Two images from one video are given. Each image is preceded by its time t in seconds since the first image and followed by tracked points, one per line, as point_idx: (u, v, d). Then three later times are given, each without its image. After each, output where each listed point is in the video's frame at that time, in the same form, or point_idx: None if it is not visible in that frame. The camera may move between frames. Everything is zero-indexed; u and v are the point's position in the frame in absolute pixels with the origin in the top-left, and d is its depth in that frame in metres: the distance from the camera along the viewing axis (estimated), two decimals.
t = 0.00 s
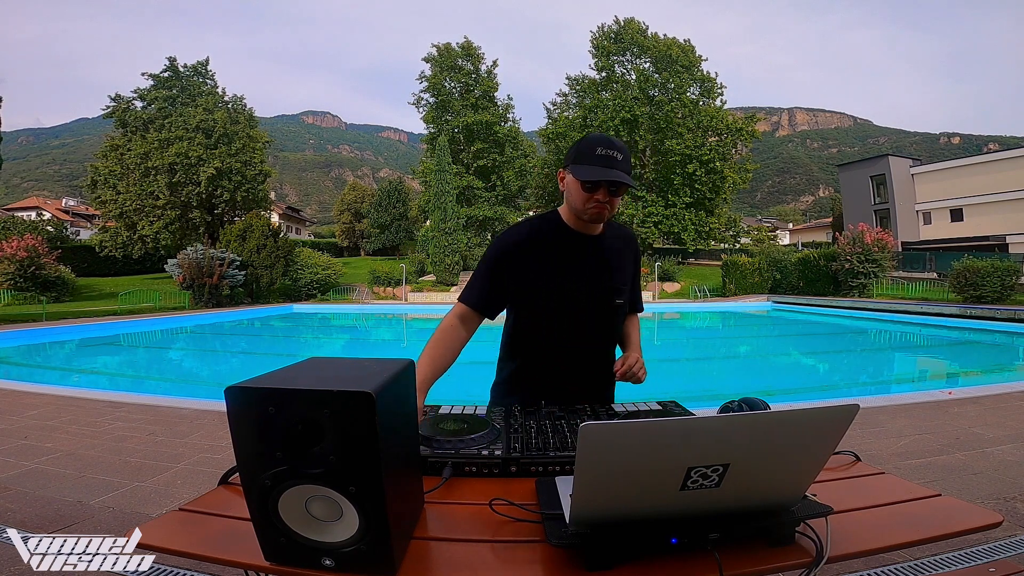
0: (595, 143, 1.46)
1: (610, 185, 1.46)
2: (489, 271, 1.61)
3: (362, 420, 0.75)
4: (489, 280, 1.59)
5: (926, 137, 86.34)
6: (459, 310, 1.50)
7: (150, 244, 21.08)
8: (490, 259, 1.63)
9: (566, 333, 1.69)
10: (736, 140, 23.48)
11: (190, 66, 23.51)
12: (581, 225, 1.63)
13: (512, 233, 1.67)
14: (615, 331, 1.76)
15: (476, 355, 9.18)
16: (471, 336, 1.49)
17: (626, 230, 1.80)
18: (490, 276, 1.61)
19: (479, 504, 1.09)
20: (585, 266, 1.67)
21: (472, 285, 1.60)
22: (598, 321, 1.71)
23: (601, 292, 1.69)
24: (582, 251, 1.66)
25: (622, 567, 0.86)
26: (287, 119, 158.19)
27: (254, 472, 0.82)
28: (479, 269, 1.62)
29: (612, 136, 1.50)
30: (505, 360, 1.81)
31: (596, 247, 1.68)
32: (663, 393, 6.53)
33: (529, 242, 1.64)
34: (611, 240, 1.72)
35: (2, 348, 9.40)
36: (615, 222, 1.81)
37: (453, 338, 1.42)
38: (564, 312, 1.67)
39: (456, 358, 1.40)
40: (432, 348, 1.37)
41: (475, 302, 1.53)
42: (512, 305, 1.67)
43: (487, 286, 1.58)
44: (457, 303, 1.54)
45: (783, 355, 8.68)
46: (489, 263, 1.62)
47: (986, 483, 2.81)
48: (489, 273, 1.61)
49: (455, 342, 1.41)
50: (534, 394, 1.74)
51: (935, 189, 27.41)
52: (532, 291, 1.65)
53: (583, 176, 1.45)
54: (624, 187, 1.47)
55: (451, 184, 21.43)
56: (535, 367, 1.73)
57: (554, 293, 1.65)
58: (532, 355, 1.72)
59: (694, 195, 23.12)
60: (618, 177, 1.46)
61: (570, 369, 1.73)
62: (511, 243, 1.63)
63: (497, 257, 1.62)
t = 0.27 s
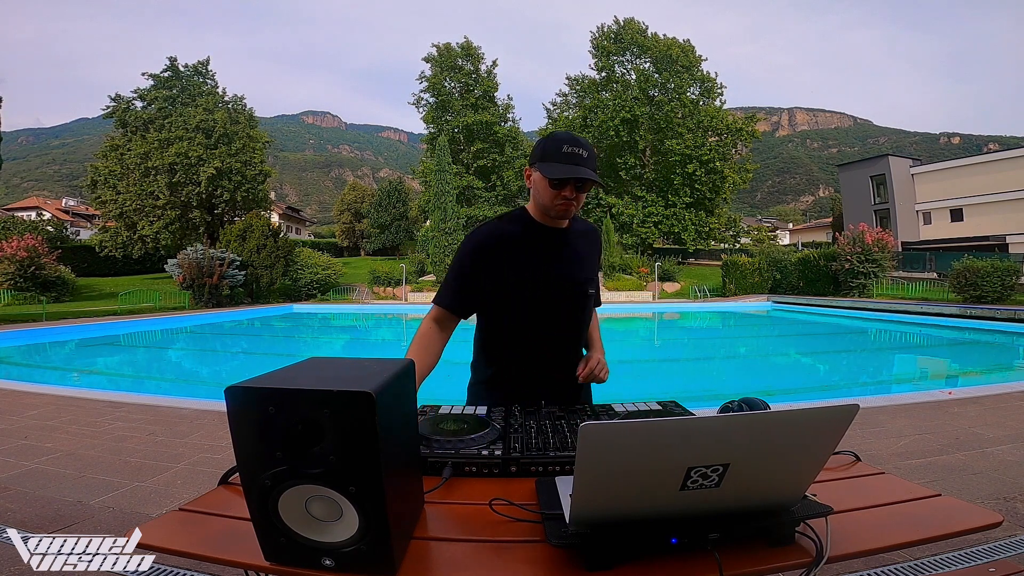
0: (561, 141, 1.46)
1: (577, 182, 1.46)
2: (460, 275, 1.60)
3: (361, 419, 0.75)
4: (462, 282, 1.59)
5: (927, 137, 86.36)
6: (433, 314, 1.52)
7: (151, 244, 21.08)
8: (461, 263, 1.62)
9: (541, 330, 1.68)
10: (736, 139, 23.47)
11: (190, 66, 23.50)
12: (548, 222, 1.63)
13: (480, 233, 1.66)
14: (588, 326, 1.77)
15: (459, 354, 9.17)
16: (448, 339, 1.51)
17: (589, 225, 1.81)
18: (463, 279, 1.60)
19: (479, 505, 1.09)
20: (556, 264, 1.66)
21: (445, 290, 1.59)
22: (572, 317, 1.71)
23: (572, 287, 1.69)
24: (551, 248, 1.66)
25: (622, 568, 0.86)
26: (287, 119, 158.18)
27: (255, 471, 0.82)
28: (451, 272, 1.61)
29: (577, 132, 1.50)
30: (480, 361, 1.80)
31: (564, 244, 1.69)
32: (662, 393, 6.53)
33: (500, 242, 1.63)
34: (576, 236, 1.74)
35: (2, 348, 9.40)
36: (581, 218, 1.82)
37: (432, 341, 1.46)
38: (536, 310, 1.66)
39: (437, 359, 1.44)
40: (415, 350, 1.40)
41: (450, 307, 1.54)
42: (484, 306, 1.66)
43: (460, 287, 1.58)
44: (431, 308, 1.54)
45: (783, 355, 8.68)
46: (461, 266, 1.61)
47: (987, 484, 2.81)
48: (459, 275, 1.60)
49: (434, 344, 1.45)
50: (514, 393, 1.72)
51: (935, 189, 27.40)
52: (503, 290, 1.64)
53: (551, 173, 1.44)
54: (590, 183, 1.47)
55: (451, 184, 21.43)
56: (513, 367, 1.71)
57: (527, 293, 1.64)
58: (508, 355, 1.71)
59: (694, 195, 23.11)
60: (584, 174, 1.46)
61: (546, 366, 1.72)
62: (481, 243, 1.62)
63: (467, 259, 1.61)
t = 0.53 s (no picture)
0: (549, 150, 1.46)
1: (566, 192, 1.46)
2: (455, 285, 1.60)
3: (360, 419, 0.75)
4: (457, 291, 1.59)
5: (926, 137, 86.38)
6: (428, 326, 1.53)
7: (150, 244, 21.08)
8: (456, 272, 1.62)
9: (538, 336, 1.68)
10: (736, 139, 23.48)
11: (190, 66, 23.50)
12: (539, 230, 1.62)
13: (473, 242, 1.65)
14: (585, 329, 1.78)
15: (458, 354, 9.18)
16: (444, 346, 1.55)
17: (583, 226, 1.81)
18: (459, 287, 1.60)
19: (479, 504, 1.09)
20: (551, 270, 1.66)
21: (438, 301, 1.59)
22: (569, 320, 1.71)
23: (567, 290, 1.68)
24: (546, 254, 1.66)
25: (623, 568, 0.86)
26: (287, 119, 158.17)
27: (254, 471, 0.82)
28: (446, 283, 1.61)
29: (565, 140, 1.50)
30: (479, 367, 1.80)
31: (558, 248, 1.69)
32: (662, 394, 6.53)
33: (494, 251, 1.62)
34: (568, 239, 1.74)
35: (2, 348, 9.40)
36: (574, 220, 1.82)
37: (430, 348, 1.50)
38: (532, 315, 1.66)
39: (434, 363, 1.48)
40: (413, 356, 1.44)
41: (445, 317, 1.55)
42: (479, 314, 1.66)
43: (455, 298, 1.59)
44: (425, 320, 1.55)
45: (783, 355, 8.67)
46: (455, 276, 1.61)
47: (986, 483, 2.81)
48: (454, 282, 1.59)
49: (431, 352, 1.49)
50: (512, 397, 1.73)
51: (935, 189, 27.39)
52: (498, 297, 1.64)
53: (540, 184, 1.45)
54: (579, 192, 1.47)
55: (451, 184, 21.43)
56: (512, 372, 1.71)
57: (522, 300, 1.64)
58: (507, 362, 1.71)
59: (694, 195, 23.11)
60: (573, 182, 1.46)
61: (545, 371, 1.72)
62: (474, 252, 1.61)
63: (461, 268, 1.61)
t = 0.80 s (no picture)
0: (572, 143, 1.46)
1: (589, 185, 1.46)
2: (479, 276, 1.59)
3: (362, 418, 0.75)
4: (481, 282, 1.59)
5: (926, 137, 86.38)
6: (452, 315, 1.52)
7: (151, 244, 21.08)
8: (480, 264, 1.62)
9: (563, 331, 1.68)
10: (736, 139, 23.50)
11: (190, 66, 23.50)
12: (563, 222, 1.62)
13: (499, 236, 1.66)
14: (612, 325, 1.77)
15: (476, 354, 9.19)
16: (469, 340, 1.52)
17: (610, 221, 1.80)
18: (482, 279, 1.59)
19: (479, 504, 1.09)
20: (576, 265, 1.65)
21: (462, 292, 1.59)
22: (594, 313, 1.70)
23: (592, 285, 1.68)
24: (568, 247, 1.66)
25: (623, 568, 0.86)
26: (287, 119, 158.16)
27: (255, 471, 0.82)
28: (469, 274, 1.61)
29: (589, 133, 1.49)
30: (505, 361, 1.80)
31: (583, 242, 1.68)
32: (663, 393, 6.53)
33: (520, 245, 1.62)
34: (593, 232, 1.73)
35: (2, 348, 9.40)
36: (600, 214, 1.81)
37: (451, 342, 1.45)
38: (558, 310, 1.66)
39: (452, 361, 1.42)
40: (430, 351, 1.39)
41: (468, 308, 1.53)
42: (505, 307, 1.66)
43: (480, 289, 1.57)
44: (448, 310, 1.54)
45: (783, 355, 8.68)
46: (480, 267, 1.61)
47: (986, 483, 2.81)
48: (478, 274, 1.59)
49: (452, 345, 1.44)
50: (535, 391, 1.73)
51: (935, 189, 27.40)
52: (521, 289, 1.63)
53: (563, 176, 1.44)
54: (602, 185, 1.47)
55: (451, 184, 21.44)
56: (535, 365, 1.72)
57: (546, 292, 1.64)
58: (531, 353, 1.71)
59: (694, 195, 23.12)
60: (596, 175, 1.46)
61: (570, 366, 1.72)
62: (500, 245, 1.61)
63: (486, 261, 1.61)
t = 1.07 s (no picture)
0: (609, 145, 1.45)
1: (625, 189, 1.45)
2: (509, 271, 1.58)
3: (362, 419, 0.75)
4: (511, 280, 1.58)
5: (927, 137, 86.37)
6: (479, 308, 1.49)
7: (151, 244, 21.08)
8: (511, 260, 1.61)
9: (590, 331, 1.68)
10: (735, 139, 23.51)
11: (190, 66, 23.52)
12: (597, 225, 1.62)
13: (531, 233, 1.66)
14: (642, 330, 1.76)
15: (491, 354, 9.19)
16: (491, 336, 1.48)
17: (645, 226, 1.78)
18: (513, 276, 1.58)
19: (479, 505, 1.09)
20: (607, 267, 1.65)
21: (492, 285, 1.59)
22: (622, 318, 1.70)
23: (622, 289, 1.67)
24: (601, 250, 1.64)
25: (622, 568, 0.86)
26: (287, 119, 158.18)
27: (255, 471, 0.82)
28: (499, 270, 1.60)
29: (628, 137, 1.49)
30: (530, 357, 1.81)
31: (616, 246, 1.66)
32: (664, 394, 6.53)
33: (551, 244, 1.62)
34: (628, 237, 1.71)
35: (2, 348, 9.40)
36: (636, 217, 1.79)
37: (470, 338, 1.42)
38: (586, 312, 1.66)
39: (468, 359, 1.39)
40: (444, 350, 1.35)
41: (496, 302, 1.52)
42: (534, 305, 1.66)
43: (510, 285, 1.56)
44: (475, 302, 1.53)
45: (783, 355, 8.68)
46: (511, 264, 1.60)
47: (986, 483, 2.81)
48: (509, 271, 1.58)
49: (471, 343, 1.41)
50: (558, 391, 1.73)
51: (935, 189, 27.39)
52: (551, 290, 1.63)
53: (598, 179, 1.45)
54: (639, 190, 1.46)
55: (451, 184, 21.44)
56: (559, 366, 1.72)
57: (576, 292, 1.64)
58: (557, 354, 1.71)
59: (694, 195, 23.12)
60: (633, 179, 1.45)
61: (596, 367, 1.71)
62: (532, 243, 1.62)
63: (516, 258, 1.60)
